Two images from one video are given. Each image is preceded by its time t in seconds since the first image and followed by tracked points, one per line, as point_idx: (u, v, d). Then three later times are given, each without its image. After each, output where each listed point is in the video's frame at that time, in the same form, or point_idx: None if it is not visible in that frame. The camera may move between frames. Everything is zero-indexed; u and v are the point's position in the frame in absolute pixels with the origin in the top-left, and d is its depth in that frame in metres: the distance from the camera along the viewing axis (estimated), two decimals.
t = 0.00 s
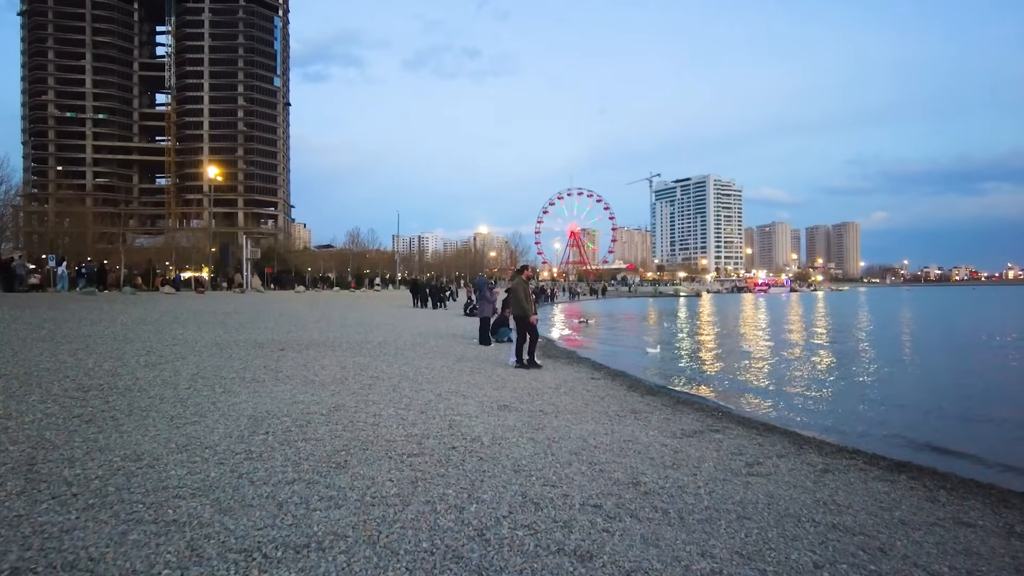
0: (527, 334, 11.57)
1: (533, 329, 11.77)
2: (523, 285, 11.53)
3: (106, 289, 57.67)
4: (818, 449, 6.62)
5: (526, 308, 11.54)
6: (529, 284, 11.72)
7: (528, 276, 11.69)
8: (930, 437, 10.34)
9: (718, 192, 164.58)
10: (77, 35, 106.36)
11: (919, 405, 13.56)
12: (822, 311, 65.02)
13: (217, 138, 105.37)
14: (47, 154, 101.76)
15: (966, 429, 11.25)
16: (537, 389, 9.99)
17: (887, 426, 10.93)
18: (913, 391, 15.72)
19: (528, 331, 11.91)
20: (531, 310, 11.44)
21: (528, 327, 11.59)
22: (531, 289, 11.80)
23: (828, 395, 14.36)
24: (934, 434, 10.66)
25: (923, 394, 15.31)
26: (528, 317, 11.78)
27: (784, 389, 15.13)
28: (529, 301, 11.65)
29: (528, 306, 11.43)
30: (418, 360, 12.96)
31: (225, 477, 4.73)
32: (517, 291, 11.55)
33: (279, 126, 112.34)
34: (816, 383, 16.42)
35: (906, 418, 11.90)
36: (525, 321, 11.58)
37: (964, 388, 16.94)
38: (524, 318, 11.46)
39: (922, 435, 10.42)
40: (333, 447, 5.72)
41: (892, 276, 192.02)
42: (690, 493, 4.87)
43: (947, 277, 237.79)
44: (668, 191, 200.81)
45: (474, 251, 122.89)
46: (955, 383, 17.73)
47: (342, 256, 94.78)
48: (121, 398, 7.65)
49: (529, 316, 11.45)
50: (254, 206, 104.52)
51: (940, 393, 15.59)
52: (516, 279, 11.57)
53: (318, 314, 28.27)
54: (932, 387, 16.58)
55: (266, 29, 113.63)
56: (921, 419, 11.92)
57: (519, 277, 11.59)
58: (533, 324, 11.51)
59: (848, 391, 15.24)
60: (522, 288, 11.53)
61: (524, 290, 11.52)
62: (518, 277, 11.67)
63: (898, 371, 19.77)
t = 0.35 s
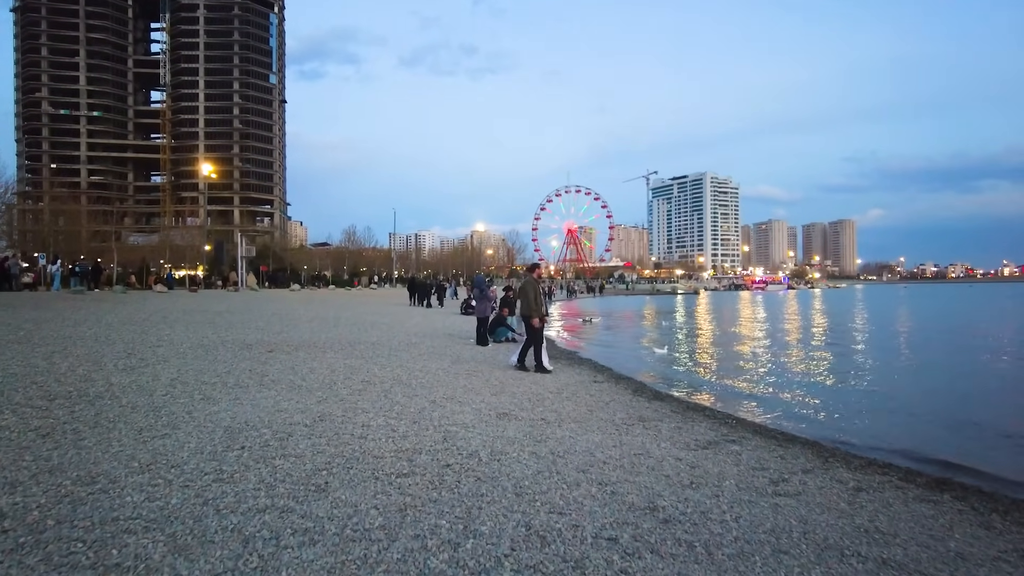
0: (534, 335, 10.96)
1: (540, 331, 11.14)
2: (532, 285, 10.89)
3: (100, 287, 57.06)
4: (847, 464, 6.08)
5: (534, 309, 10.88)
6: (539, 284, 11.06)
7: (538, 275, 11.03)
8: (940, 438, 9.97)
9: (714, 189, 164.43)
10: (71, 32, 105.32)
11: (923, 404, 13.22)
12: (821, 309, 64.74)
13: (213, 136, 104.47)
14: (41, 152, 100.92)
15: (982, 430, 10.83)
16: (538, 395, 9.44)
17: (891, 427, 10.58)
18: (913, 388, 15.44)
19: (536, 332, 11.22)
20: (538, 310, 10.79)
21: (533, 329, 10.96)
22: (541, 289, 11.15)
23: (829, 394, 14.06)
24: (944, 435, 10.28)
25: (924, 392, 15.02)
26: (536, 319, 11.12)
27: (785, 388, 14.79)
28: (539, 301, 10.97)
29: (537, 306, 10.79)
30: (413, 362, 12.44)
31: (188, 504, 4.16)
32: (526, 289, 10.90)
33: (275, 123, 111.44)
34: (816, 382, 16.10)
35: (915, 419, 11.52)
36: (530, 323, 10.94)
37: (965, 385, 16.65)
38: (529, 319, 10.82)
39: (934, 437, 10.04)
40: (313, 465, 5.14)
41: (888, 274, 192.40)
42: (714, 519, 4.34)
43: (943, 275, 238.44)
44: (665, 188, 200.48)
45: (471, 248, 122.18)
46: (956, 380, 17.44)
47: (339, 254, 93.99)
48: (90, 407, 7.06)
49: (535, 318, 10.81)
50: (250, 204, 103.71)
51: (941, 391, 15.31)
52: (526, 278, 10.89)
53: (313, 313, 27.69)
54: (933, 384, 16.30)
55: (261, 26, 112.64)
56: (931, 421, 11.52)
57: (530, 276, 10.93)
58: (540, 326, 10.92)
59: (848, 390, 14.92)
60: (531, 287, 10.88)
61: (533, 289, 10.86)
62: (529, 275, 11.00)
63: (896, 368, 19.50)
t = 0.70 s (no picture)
0: (545, 335, 10.41)
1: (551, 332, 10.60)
2: (544, 283, 10.32)
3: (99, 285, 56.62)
4: (886, 474, 5.55)
5: (541, 308, 10.35)
6: (551, 282, 10.49)
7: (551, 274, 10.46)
8: (954, 437, 9.61)
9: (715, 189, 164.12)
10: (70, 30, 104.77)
11: (928, 403, 12.91)
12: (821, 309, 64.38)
13: (212, 134, 103.91)
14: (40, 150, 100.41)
15: (999, 430, 10.45)
16: (545, 397, 8.97)
17: (896, 426, 10.26)
18: (911, 386, 15.17)
19: (547, 332, 10.66)
20: (546, 310, 10.26)
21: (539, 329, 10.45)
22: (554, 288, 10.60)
23: (830, 393, 13.75)
24: (957, 434, 9.94)
25: (923, 390, 14.77)
26: (546, 320, 10.56)
27: (784, 388, 14.52)
28: (549, 300, 10.42)
29: (545, 306, 10.23)
30: (413, 361, 11.96)
31: (150, 524, 3.62)
32: (536, 288, 10.34)
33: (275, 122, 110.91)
34: (815, 381, 15.80)
35: (922, 419, 11.18)
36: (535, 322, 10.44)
37: (964, 383, 16.39)
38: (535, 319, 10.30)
39: (947, 436, 9.70)
40: (296, 478, 4.61)
41: (889, 274, 192.20)
42: (752, 543, 3.83)
43: (943, 275, 238.16)
44: (665, 188, 200.13)
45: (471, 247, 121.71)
46: (954, 378, 17.18)
47: (338, 253, 93.40)
48: (57, 412, 6.48)
49: (542, 317, 10.28)
50: (249, 203, 103.17)
51: (939, 389, 15.06)
52: (538, 275, 10.30)
53: (311, 312, 27.20)
54: (933, 383, 16.04)
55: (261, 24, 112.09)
56: (949, 421, 11.10)
57: (542, 273, 10.37)
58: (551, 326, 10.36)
59: (846, 387, 14.65)
60: (542, 285, 10.31)
61: (544, 289, 10.30)
62: (542, 272, 10.41)
63: (895, 367, 19.26)
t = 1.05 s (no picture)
0: (554, 342, 9.89)
1: (561, 338, 10.05)
2: (554, 287, 9.78)
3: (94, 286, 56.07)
4: (925, 496, 5.08)
5: (551, 313, 9.78)
6: (562, 285, 9.93)
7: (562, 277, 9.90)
8: (976, 445, 9.20)
9: (712, 190, 164.15)
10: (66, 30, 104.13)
11: (935, 407, 12.60)
12: (821, 310, 64.13)
13: (208, 134, 103.34)
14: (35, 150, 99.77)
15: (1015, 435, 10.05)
16: (549, 406, 8.51)
17: (907, 432, 9.93)
18: (913, 390, 14.91)
19: (557, 339, 10.10)
20: (557, 315, 9.70)
21: (549, 335, 9.92)
22: (565, 292, 10.03)
23: (832, 396, 13.48)
24: (979, 442, 9.54)
25: (924, 393, 14.53)
26: (557, 325, 9.99)
27: (784, 391, 14.23)
28: (561, 304, 9.86)
29: (556, 312, 9.69)
30: (411, 367, 11.54)
31: None
32: (545, 292, 9.82)
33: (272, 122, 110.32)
34: (815, 383, 15.54)
35: (934, 424, 10.85)
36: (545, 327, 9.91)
37: (969, 386, 16.05)
38: (544, 324, 9.78)
39: (968, 443, 9.29)
40: (272, 508, 4.11)
41: (886, 275, 192.43)
42: None
43: (940, 276, 238.39)
44: (663, 188, 200.19)
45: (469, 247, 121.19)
46: (958, 381, 16.87)
47: (335, 253, 92.81)
48: (21, 427, 5.95)
49: (551, 323, 9.75)
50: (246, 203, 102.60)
51: (941, 392, 14.82)
52: (548, 277, 9.70)
53: (306, 313, 26.76)
54: (935, 386, 15.77)
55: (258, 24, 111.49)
56: (966, 426, 10.70)
57: (552, 276, 9.81)
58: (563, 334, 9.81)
59: (847, 391, 14.40)
60: (552, 289, 9.78)
61: (554, 293, 9.76)
62: (552, 275, 9.85)
63: (894, 369, 19.03)
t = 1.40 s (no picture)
0: (565, 340, 9.32)
1: (571, 336, 9.47)
2: (564, 279, 9.26)
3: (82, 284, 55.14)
4: (978, 512, 4.57)
5: (563, 308, 9.20)
6: (572, 278, 9.44)
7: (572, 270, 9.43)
8: (1003, 441, 8.73)
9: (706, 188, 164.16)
10: (55, 25, 102.82)
11: (949, 405, 12.14)
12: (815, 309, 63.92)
13: (199, 131, 102.26)
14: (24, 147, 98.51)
15: None
16: (551, 408, 7.98)
17: (924, 428, 9.46)
18: (918, 388, 14.49)
19: (566, 336, 9.51)
20: (570, 310, 9.14)
21: (563, 332, 9.27)
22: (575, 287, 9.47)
23: (836, 393, 13.04)
24: (1004, 438, 9.07)
25: (928, 391, 14.10)
26: (568, 321, 9.40)
27: (791, 388, 13.77)
28: (572, 299, 9.30)
29: (568, 306, 9.12)
30: (404, 366, 10.97)
31: None
32: (555, 285, 9.29)
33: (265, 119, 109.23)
34: (817, 381, 15.10)
35: (949, 422, 10.39)
36: (558, 324, 9.26)
37: (978, 384, 15.63)
38: (557, 320, 9.14)
39: (993, 440, 8.83)
40: (239, 535, 3.52)
41: (878, 274, 192.94)
42: None
43: (932, 274, 239.18)
44: (656, 187, 200.09)
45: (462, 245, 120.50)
46: (966, 379, 16.45)
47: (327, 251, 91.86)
48: None
49: (565, 319, 9.10)
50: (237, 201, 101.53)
51: (946, 390, 14.39)
52: (559, 269, 9.18)
53: (296, 312, 26.13)
54: (944, 384, 15.34)
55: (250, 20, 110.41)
56: (987, 423, 10.23)
57: (562, 269, 9.34)
58: (575, 331, 9.26)
59: (857, 389, 13.91)
60: (562, 281, 9.27)
61: (564, 285, 9.24)
62: (560, 268, 9.41)
63: (893, 367, 18.65)
